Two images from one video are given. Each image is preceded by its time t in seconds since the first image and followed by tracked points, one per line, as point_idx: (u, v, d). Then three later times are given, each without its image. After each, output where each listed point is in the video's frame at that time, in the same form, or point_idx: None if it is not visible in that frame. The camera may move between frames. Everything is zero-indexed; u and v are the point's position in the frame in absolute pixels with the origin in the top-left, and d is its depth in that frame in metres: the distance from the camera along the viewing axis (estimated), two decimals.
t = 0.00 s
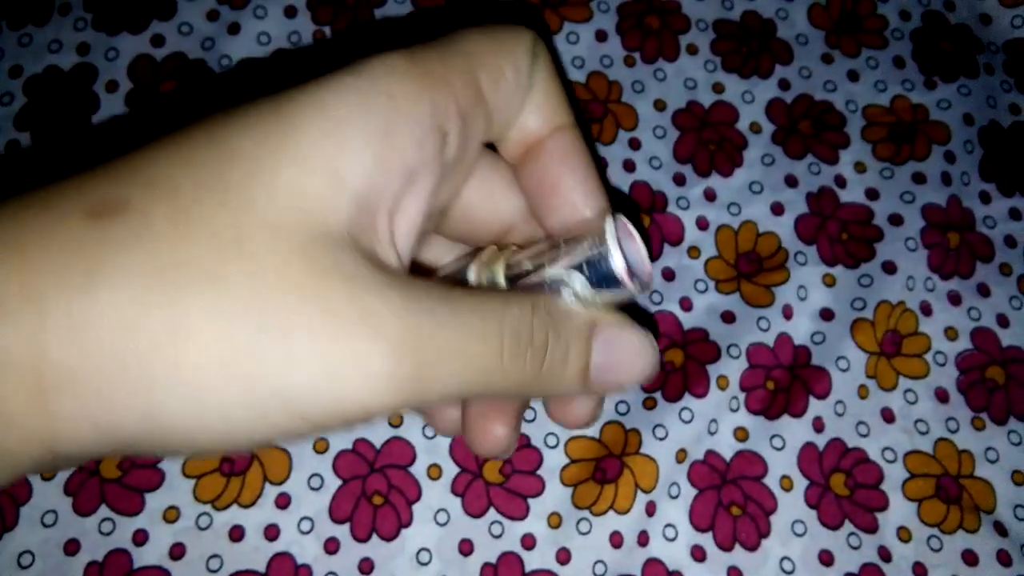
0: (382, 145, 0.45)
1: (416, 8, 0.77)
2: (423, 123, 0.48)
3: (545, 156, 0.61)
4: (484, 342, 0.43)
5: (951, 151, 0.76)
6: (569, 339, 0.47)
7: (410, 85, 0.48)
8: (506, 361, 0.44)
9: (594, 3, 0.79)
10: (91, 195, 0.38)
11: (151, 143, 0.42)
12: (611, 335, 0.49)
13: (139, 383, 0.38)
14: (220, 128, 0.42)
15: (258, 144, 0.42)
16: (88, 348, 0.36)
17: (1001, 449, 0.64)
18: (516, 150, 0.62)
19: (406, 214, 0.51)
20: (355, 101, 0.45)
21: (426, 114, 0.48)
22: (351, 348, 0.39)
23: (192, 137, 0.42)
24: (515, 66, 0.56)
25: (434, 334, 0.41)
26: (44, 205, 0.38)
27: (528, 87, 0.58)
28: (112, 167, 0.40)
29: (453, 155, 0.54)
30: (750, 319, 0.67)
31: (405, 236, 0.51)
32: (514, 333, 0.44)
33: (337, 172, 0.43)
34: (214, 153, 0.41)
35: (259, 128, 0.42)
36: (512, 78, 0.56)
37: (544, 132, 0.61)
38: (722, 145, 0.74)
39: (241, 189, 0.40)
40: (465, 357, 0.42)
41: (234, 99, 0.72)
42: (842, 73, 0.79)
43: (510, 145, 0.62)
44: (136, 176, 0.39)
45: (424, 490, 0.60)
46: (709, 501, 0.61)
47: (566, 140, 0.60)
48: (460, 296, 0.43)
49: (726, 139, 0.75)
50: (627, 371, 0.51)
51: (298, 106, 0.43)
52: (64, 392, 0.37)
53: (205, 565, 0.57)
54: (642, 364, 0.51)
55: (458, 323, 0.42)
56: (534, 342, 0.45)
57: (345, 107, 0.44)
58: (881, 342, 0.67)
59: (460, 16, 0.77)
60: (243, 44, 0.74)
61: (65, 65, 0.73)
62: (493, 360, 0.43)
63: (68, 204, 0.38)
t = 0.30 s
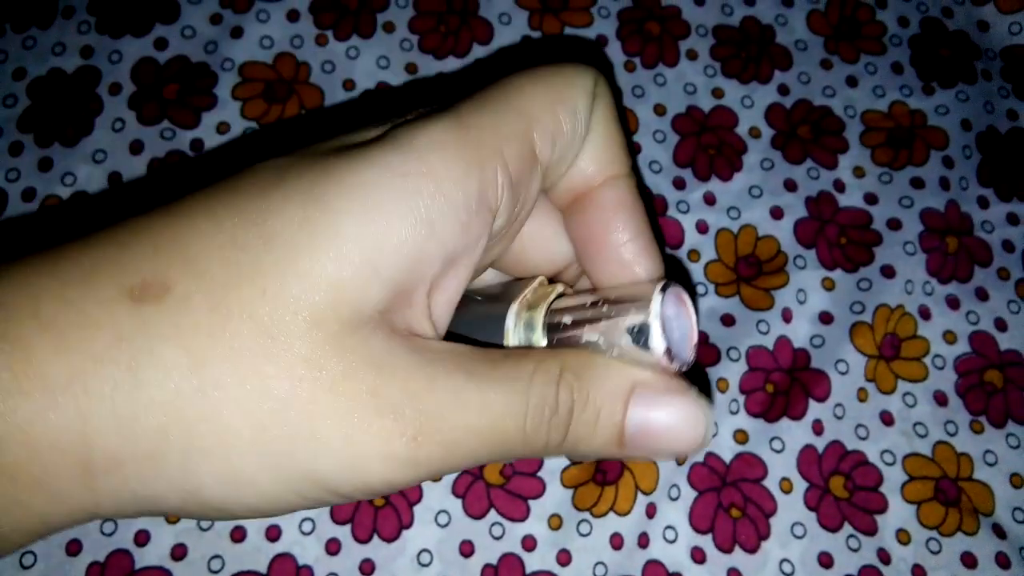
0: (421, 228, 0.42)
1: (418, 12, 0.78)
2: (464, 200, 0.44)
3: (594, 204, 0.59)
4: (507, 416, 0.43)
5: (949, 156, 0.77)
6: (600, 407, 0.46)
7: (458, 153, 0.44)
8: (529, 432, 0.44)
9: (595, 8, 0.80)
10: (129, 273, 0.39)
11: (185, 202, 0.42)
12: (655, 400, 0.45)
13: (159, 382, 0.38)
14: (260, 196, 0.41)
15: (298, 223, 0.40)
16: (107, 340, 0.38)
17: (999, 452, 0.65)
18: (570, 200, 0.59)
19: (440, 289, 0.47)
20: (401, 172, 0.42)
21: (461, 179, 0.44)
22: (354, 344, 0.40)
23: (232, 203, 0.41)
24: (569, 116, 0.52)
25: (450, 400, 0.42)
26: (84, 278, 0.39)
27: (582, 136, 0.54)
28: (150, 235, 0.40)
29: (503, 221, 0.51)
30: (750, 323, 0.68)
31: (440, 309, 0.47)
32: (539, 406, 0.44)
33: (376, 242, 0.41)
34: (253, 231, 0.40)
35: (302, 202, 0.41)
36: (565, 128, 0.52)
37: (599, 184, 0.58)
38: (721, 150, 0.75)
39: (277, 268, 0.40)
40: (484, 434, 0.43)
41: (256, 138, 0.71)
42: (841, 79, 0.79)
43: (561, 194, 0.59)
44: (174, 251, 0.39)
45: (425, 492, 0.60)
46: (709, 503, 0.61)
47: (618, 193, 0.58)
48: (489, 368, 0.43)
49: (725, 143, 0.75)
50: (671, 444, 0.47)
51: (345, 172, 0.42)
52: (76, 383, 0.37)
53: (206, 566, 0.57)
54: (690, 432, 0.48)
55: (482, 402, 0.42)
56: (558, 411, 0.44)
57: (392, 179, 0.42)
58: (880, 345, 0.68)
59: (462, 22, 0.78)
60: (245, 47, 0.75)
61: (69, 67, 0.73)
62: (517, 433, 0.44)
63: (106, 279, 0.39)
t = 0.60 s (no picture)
0: (411, 226, 0.43)
1: (413, 19, 0.78)
2: (453, 198, 0.45)
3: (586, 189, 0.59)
4: (493, 348, 0.42)
5: (944, 160, 0.77)
6: (585, 327, 0.44)
7: (444, 151, 0.45)
8: (521, 365, 0.43)
9: (590, 15, 0.80)
10: (122, 275, 0.39)
11: (176, 206, 0.42)
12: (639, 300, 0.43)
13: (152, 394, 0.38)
14: (251, 200, 0.42)
15: (289, 224, 0.41)
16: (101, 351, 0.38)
17: (994, 457, 0.65)
18: (562, 185, 0.59)
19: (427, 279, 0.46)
20: (388, 172, 0.43)
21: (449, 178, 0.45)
22: (346, 355, 0.41)
23: (223, 206, 0.42)
24: (554, 108, 0.52)
25: (439, 341, 0.41)
26: (79, 285, 0.39)
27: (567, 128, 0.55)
28: (141, 239, 0.40)
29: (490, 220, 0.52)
30: (745, 328, 0.68)
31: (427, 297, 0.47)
32: (519, 333, 0.43)
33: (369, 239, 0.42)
34: (244, 232, 0.41)
35: (293, 205, 0.41)
36: (550, 122, 0.52)
37: (591, 171, 0.58)
38: (716, 155, 0.75)
39: (267, 267, 0.40)
40: (477, 370, 0.42)
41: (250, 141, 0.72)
42: (836, 84, 0.80)
43: (553, 180, 0.59)
44: (165, 254, 0.40)
45: (419, 498, 0.60)
46: (704, 508, 0.61)
47: (610, 181, 0.59)
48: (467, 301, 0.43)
49: (720, 149, 0.75)
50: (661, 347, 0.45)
51: (335, 174, 0.42)
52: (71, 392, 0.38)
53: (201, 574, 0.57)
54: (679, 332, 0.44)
55: (467, 337, 0.42)
56: (544, 339, 0.43)
57: (381, 180, 0.43)
58: (874, 350, 0.68)
59: (458, 29, 0.78)
60: (242, 55, 0.75)
61: (66, 76, 0.73)
62: (509, 367, 0.43)
63: (100, 284, 0.39)
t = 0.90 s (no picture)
0: (420, 250, 0.42)
1: (409, 21, 0.78)
2: (463, 221, 0.44)
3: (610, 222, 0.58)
4: (488, 325, 0.43)
5: (939, 161, 0.77)
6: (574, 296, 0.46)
7: (462, 177, 0.44)
8: (515, 342, 0.44)
9: (585, 16, 0.81)
10: (124, 282, 0.39)
11: (182, 214, 0.41)
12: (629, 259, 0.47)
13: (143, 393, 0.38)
14: (259, 209, 0.41)
15: (295, 235, 0.40)
16: (91, 349, 0.38)
17: (991, 457, 0.65)
18: (589, 218, 0.59)
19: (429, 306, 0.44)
20: (403, 196, 0.42)
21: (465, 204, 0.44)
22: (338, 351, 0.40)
23: (230, 215, 0.41)
24: (579, 141, 0.51)
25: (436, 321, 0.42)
26: (79, 291, 0.38)
27: (595, 159, 0.53)
28: (141, 250, 0.39)
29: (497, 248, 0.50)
30: (741, 329, 0.68)
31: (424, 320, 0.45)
32: (516, 308, 0.44)
33: (377, 261, 0.41)
34: (250, 241, 0.40)
35: (300, 216, 0.41)
36: (575, 153, 0.51)
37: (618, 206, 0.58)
38: (711, 157, 0.75)
39: (272, 279, 0.39)
40: (474, 350, 0.43)
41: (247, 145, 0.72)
42: (830, 85, 0.80)
43: (580, 209, 0.59)
44: (170, 261, 0.39)
45: (417, 499, 0.60)
46: (701, 509, 0.61)
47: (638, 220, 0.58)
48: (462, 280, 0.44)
49: (715, 150, 0.75)
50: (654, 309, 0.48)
51: (346, 189, 0.42)
52: (56, 392, 0.37)
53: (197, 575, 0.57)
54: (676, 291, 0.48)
55: (467, 318, 0.43)
56: (536, 313, 0.45)
57: (393, 201, 0.42)
58: (870, 350, 0.68)
59: (453, 32, 0.78)
60: (237, 57, 0.75)
61: (60, 78, 0.73)
62: (503, 344, 0.44)
63: (101, 292, 0.38)
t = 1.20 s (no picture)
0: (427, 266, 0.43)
1: (406, 19, 0.78)
2: (467, 236, 0.44)
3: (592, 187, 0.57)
4: (500, 407, 0.42)
5: (937, 159, 0.77)
6: (592, 386, 0.45)
7: (461, 195, 0.45)
8: (526, 419, 0.43)
9: (583, 15, 0.80)
10: (136, 298, 0.39)
11: (192, 233, 0.42)
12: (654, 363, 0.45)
13: (136, 390, 0.37)
14: (266, 231, 0.41)
15: (302, 255, 0.40)
16: (88, 345, 0.37)
17: (989, 455, 0.65)
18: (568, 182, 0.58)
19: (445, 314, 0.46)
20: (405, 215, 0.43)
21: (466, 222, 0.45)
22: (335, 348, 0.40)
23: (239, 237, 0.41)
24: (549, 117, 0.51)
25: (446, 391, 0.41)
26: (91, 306, 0.38)
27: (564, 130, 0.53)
28: (156, 270, 0.40)
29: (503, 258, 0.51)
30: (739, 327, 0.68)
31: (439, 333, 0.46)
32: (530, 394, 0.43)
33: (382, 280, 0.41)
34: (258, 263, 0.40)
35: (306, 237, 0.41)
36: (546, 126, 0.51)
37: (591, 154, 0.56)
38: (710, 155, 0.75)
39: (282, 300, 0.39)
40: (482, 422, 0.42)
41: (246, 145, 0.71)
42: (828, 84, 0.80)
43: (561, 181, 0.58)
44: (181, 280, 0.39)
45: (416, 496, 0.60)
46: (700, 506, 0.61)
47: (614, 166, 0.56)
48: (482, 352, 0.42)
49: (713, 149, 0.75)
50: (671, 416, 0.46)
51: (351, 211, 0.42)
52: (51, 389, 0.37)
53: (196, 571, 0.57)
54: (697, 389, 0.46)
55: (474, 399, 0.41)
56: (552, 397, 0.43)
57: (397, 220, 0.42)
58: (869, 348, 0.68)
59: (450, 30, 0.78)
60: (233, 55, 0.75)
61: (56, 76, 0.73)
62: (513, 421, 0.43)
63: (113, 306, 0.38)
